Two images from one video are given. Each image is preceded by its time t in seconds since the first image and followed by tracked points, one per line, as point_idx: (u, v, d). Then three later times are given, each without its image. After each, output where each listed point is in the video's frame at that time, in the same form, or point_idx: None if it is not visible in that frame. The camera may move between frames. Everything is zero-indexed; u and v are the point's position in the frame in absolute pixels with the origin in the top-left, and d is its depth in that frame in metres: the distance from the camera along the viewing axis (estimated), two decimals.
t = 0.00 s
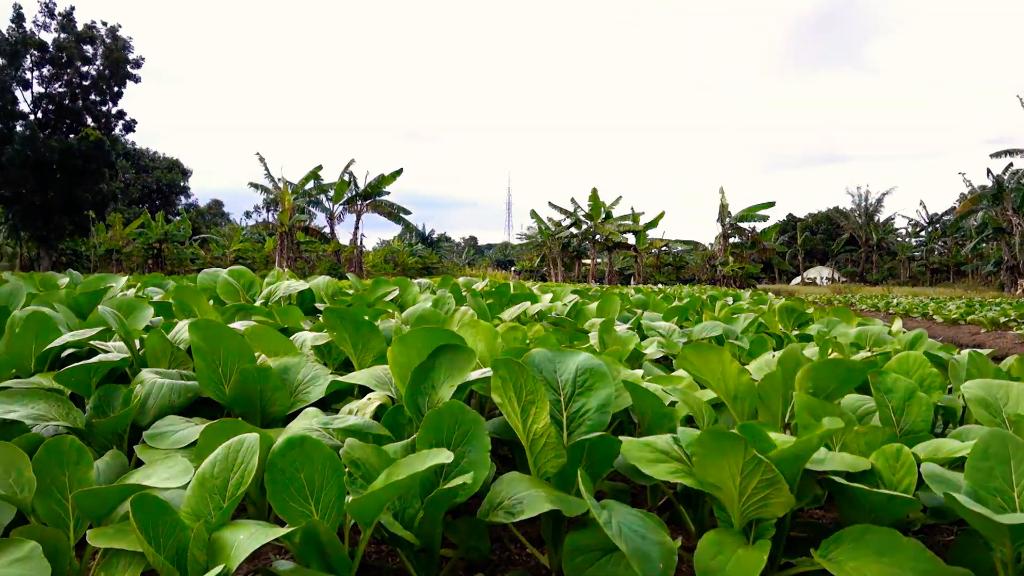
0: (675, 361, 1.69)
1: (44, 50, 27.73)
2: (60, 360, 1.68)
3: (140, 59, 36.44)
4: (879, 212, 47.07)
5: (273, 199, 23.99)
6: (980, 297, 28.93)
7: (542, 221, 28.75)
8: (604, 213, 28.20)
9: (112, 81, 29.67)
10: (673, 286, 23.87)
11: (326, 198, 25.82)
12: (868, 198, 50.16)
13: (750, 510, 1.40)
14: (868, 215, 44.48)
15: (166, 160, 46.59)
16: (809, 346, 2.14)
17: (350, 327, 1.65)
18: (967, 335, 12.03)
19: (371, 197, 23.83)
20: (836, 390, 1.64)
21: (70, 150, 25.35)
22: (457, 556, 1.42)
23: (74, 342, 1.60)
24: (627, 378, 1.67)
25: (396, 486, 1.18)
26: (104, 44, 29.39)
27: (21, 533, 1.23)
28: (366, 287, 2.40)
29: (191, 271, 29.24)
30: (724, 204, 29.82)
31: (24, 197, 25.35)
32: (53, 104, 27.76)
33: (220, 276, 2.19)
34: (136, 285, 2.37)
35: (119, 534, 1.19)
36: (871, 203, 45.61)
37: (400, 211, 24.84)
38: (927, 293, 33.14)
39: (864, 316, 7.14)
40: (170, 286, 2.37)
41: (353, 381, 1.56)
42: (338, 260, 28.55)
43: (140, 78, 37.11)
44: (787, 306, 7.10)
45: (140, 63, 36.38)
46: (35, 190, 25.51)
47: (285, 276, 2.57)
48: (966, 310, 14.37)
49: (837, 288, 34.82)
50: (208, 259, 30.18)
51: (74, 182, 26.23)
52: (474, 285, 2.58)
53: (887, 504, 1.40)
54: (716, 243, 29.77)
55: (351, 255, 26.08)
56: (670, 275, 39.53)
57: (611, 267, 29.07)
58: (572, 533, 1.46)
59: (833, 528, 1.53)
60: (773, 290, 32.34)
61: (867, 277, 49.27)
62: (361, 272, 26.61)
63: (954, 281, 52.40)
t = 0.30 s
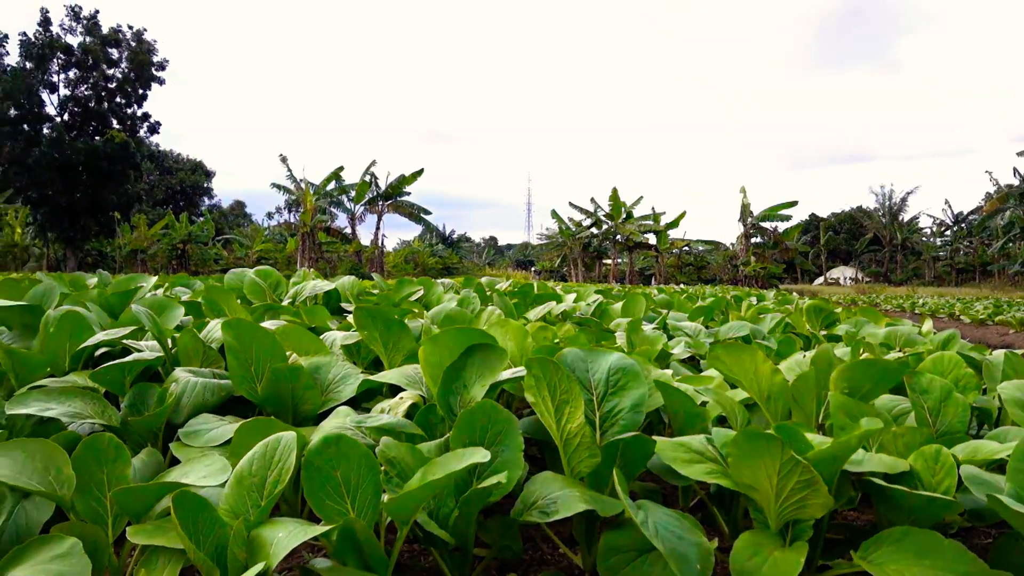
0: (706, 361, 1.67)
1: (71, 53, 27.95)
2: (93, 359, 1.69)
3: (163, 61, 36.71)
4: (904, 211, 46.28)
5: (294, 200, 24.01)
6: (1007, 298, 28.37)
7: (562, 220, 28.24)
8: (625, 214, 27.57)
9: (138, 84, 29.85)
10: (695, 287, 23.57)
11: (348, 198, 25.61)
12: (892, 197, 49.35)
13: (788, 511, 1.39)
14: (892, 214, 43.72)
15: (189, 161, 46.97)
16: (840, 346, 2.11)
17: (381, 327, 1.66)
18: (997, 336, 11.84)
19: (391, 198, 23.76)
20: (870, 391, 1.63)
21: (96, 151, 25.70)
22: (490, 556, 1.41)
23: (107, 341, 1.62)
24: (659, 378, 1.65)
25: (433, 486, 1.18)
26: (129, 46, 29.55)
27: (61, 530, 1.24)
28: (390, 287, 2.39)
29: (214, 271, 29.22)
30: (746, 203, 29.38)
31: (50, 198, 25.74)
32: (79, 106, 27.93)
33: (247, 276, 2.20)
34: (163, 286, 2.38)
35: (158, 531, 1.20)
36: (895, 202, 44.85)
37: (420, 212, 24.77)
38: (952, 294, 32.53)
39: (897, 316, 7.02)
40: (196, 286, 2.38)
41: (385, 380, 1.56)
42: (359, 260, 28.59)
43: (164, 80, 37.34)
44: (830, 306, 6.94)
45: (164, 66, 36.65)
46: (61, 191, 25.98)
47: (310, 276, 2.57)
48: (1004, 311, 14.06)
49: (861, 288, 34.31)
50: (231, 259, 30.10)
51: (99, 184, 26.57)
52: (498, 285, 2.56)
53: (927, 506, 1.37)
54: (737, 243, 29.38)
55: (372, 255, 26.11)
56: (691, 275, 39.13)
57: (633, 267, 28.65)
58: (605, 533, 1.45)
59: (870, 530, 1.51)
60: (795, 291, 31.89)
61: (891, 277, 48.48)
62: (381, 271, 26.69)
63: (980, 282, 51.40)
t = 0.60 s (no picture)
0: (740, 360, 1.66)
1: (101, 56, 28.22)
2: (128, 357, 1.71)
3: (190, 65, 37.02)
4: (933, 210, 45.35)
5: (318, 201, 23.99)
6: None
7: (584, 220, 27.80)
8: (649, 213, 27.24)
9: (165, 87, 30.04)
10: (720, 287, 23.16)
11: (371, 198, 25.45)
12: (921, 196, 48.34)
13: (827, 513, 1.37)
14: (920, 214, 42.81)
15: (216, 163, 47.43)
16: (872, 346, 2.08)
17: (412, 326, 1.66)
18: None
19: (415, 198, 23.71)
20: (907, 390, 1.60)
21: (124, 153, 25.96)
22: (525, 556, 1.40)
23: (142, 339, 1.63)
24: (692, 377, 1.64)
25: (470, 484, 1.17)
26: (157, 50, 29.80)
27: (102, 524, 1.25)
28: (417, 287, 2.40)
29: (240, 271, 29.25)
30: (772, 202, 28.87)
31: (79, 200, 26.07)
32: (108, 109, 28.12)
33: (276, 276, 2.21)
34: (193, 285, 2.40)
35: (199, 527, 1.21)
36: (923, 201, 43.91)
37: (444, 212, 24.67)
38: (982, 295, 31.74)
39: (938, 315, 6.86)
40: (226, 286, 2.40)
41: (417, 379, 1.55)
42: (382, 260, 28.60)
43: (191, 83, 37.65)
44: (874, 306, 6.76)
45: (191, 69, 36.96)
46: (91, 193, 26.31)
47: (337, 276, 2.58)
48: None
49: (888, 289, 33.62)
50: (257, 260, 30.24)
51: (128, 185, 26.87)
52: (524, 286, 2.55)
53: (970, 509, 1.34)
54: (762, 243, 28.89)
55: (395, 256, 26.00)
56: (716, 275, 38.61)
57: (656, 267, 28.12)
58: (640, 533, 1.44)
59: (908, 531, 1.49)
60: (822, 291, 31.33)
61: (919, 277, 47.47)
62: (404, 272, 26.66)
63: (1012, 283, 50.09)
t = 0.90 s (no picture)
0: (766, 362, 1.64)
1: (122, 59, 28.39)
2: (153, 357, 1.72)
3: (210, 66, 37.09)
4: (956, 209, 44.66)
5: (336, 202, 24.03)
6: None
7: (601, 220, 27.52)
8: (667, 214, 27.03)
9: (185, 89, 30.19)
10: (740, 288, 22.86)
11: (389, 199, 25.46)
12: (943, 195, 47.51)
13: (857, 517, 1.35)
14: (942, 213, 42.09)
15: (236, 165, 47.75)
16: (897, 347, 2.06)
17: (436, 327, 1.66)
18: None
19: (432, 199, 23.67)
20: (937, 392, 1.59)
21: (145, 155, 26.19)
22: (551, 558, 1.39)
23: (168, 340, 1.64)
24: (717, 379, 1.63)
25: (498, 486, 1.17)
26: (177, 53, 29.94)
27: (132, 524, 1.26)
28: (438, 288, 2.40)
29: (259, 272, 29.38)
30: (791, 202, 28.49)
31: (101, 201, 26.31)
32: (129, 111, 28.33)
33: (297, 277, 2.22)
34: (215, 286, 2.41)
35: (228, 527, 1.22)
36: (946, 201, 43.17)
37: (461, 213, 24.60)
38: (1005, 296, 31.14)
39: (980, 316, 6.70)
40: (247, 286, 2.41)
41: (442, 379, 1.55)
42: (399, 261, 28.62)
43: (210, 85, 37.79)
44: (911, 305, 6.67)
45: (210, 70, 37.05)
46: (112, 195, 26.57)
47: (358, 277, 2.59)
48: None
49: (909, 291, 33.09)
50: (275, 261, 30.42)
51: (149, 187, 27.18)
52: (544, 286, 2.55)
53: (1006, 512, 1.32)
54: (781, 244, 28.52)
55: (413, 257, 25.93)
56: (734, 275, 38.27)
57: (674, 268, 27.79)
58: (665, 535, 1.43)
59: (941, 536, 1.46)
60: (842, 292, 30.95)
61: (941, 277, 46.66)
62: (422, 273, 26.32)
63: None
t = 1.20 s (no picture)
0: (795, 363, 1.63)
1: (145, 61, 28.55)
2: (181, 357, 1.74)
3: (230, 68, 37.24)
4: (979, 208, 43.89)
5: (355, 203, 24.04)
6: None
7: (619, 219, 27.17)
8: (686, 214, 26.79)
9: (207, 91, 30.36)
10: (763, 287, 22.57)
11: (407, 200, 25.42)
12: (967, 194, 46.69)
13: (891, 520, 1.33)
14: (965, 213, 41.39)
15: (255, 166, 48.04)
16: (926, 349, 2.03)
17: (461, 328, 1.66)
18: None
19: (451, 200, 23.63)
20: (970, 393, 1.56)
21: (166, 156, 26.30)
22: (579, 559, 1.39)
23: (196, 340, 1.65)
24: (744, 380, 1.62)
25: (530, 487, 1.17)
26: (199, 55, 30.06)
27: (166, 522, 1.27)
28: (459, 288, 2.40)
29: (278, 273, 29.50)
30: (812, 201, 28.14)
31: (124, 202, 26.43)
32: (151, 113, 28.48)
33: (320, 277, 2.23)
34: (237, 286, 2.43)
35: (260, 527, 1.23)
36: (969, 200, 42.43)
37: (480, 214, 24.53)
38: None
39: None
40: (271, 287, 2.43)
41: (469, 379, 1.55)
42: (418, 261, 28.53)
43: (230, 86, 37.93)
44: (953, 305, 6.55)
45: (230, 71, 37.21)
46: (135, 196, 26.65)
47: (379, 278, 2.60)
48: None
49: (932, 291, 32.59)
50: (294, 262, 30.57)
51: (170, 187, 27.21)
52: (565, 286, 2.55)
53: None
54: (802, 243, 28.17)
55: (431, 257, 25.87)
56: (754, 276, 37.84)
57: (694, 268, 27.41)
58: (696, 537, 1.42)
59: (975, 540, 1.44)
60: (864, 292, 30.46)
61: (965, 277, 45.87)
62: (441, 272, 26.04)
63: None
